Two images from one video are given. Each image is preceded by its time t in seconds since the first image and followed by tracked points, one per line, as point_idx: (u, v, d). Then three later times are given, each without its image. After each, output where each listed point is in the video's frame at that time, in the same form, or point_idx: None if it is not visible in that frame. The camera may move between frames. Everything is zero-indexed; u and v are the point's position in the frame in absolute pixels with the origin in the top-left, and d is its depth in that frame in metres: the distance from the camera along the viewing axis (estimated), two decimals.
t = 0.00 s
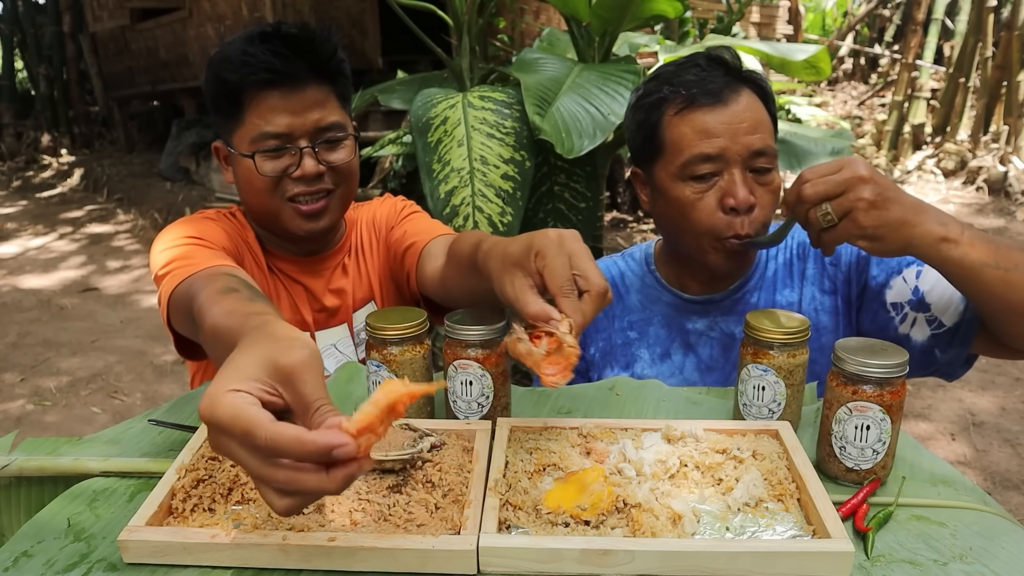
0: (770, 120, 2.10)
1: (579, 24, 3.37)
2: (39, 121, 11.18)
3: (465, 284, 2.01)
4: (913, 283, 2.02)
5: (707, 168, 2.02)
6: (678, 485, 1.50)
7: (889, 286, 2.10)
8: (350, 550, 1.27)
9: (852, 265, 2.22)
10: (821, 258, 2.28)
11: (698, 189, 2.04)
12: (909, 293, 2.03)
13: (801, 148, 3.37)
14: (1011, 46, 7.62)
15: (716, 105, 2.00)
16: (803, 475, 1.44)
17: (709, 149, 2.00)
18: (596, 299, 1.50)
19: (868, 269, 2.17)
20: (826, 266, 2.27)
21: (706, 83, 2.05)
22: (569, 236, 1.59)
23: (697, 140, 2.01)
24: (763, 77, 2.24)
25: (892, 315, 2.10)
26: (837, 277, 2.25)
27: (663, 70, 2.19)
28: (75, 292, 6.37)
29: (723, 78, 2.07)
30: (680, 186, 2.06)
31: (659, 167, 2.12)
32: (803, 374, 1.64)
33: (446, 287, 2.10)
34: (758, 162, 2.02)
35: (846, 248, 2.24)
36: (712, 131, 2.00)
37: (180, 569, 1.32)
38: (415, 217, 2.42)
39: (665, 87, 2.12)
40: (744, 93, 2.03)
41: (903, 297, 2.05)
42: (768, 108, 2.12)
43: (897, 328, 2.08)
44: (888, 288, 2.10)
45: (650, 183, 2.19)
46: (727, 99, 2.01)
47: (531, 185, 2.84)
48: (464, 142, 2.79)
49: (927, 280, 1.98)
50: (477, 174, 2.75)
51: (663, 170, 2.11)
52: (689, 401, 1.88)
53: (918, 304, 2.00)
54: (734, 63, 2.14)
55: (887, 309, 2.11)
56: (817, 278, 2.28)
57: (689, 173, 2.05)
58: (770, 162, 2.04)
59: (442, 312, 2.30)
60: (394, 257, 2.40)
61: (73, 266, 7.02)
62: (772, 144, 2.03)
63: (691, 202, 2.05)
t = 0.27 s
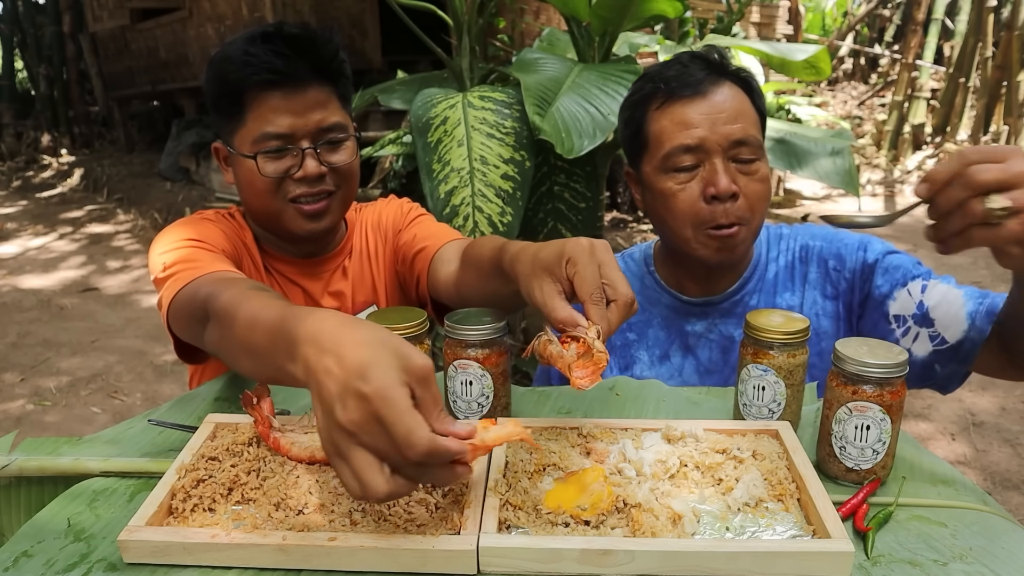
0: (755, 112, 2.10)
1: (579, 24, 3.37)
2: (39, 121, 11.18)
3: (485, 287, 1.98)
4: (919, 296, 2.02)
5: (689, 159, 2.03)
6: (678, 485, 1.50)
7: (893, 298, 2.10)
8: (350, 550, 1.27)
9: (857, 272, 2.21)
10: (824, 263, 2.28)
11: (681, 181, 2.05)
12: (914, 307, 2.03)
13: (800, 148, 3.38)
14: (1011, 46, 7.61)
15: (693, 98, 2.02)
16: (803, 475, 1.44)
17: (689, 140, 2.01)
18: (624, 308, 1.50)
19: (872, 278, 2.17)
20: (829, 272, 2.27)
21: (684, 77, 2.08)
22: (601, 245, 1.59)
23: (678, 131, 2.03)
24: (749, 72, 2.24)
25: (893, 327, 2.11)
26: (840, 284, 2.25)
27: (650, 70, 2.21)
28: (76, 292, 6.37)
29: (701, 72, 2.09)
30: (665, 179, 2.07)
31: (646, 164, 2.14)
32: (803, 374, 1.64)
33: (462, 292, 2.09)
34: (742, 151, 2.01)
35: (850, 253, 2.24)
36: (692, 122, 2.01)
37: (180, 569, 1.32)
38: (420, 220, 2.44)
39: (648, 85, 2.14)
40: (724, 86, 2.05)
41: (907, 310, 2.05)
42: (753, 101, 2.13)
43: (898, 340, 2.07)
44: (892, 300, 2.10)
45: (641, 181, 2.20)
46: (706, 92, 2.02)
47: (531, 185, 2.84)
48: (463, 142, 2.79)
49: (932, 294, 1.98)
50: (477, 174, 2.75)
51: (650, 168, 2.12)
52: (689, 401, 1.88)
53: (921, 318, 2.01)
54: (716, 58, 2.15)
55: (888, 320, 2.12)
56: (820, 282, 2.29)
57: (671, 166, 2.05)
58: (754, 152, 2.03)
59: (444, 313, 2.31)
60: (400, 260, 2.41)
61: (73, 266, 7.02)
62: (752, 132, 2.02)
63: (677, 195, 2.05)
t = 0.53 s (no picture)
0: (740, 105, 2.12)
1: (579, 24, 3.37)
2: (39, 121, 11.18)
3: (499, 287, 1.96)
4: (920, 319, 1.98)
5: (676, 152, 2.03)
6: (678, 485, 1.50)
7: (894, 316, 2.05)
8: (349, 550, 1.27)
9: (860, 284, 2.18)
10: (828, 270, 2.26)
11: (671, 175, 2.04)
12: (914, 329, 1.98)
13: (800, 148, 3.38)
14: (1012, 47, 7.61)
15: (673, 94, 2.04)
16: (803, 475, 1.44)
17: (675, 134, 2.02)
18: (611, 317, 1.50)
19: (875, 293, 2.13)
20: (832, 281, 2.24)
21: (665, 73, 2.10)
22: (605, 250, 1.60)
23: (661, 127, 2.04)
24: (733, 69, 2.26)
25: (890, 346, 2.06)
26: (844, 293, 2.22)
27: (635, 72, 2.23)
28: (76, 292, 6.37)
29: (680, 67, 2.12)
30: (655, 175, 2.07)
31: (635, 165, 2.14)
32: (803, 374, 1.64)
33: (471, 291, 2.06)
34: (728, 138, 2.02)
35: (856, 264, 2.20)
36: (674, 116, 2.02)
37: (180, 569, 1.32)
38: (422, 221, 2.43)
39: (631, 86, 2.16)
40: (705, 81, 2.07)
41: (906, 331, 2.00)
42: (736, 95, 2.14)
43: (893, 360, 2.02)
44: (893, 318, 2.05)
45: (633, 183, 2.21)
46: (686, 87, 2.04)
47: (531, 185, 2.84)
48: (464, 142, 2.79)
49: (935, 319, 1.94)
50: (477, 174, 2.75)
51: (639, 166, 2.12)
52: (689, 401, 1.88)
53: (920, 341, 1.96)
54: (694, 57, 2.17)
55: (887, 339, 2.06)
56: (823, 290, 2.27)
57: (660, 162, 2.06)
58: (739, 139, 2.03)
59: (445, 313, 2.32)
60: (405, 262, 2.41)
61: (72, 265, 7.02)
62: (734, 119, 2.02)
63: (667, 188, 2.05)
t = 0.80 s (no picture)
0: (732, 102, 2.12)
1: (579, 24, 3.37)
2: (39, 121, 11.18)
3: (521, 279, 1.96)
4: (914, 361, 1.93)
5: (672, 151, 2.03)
6: (678, 485, 1.51)
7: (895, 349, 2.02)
8: (349, 550, 1.27)
9: (866, 308, 2.14)
10: (836, 287, 2.22)
11: (668, 174, 2.04)
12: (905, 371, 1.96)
13: (800, 148, 3.38)
14: (1012, 47, 7.62)
15: (666, 94, 2.05)
16: (803, 475, 1.44)
17: (669, 134, 2.02)
18: (564, 303, 1.50)
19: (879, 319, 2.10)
20: (840, 299, 2.21)
21: (655, 75, 2.11)
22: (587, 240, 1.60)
23: (655, 129, 2.05)
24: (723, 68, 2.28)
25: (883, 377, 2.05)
26: (851, 311, 2.19)
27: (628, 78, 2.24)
28: (76, 292, 6.36)
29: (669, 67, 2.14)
30: (654, 177, 2.07)
31: (633, 170, 2.15)
32: (803, 374, 1.64)
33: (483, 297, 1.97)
34: (723, 133, 2.02)
35: (865, 287, 2.15)
36: (668, 117, 2.03)
37: (180, 569, 1.32)
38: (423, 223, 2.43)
39: (625, 91, 2.17)
40: (697, 81, 2.07)
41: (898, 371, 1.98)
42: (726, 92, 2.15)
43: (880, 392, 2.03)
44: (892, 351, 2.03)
45: (633, 188, 2.21)
46: (677, 87, 2.05)
47: (531, 184, 2.84)
48: (464, 142, 2.79)
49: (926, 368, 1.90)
50: (477, 174, 2.75)
51: (637, 169, 2.12)
52: (690, 401, 1.88)
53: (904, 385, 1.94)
54: (685, 60, 2.18)
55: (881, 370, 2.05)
56: (830, 305, 2.23)
57: (656, 163, 2.06)
58: (734, 134, 2.03)
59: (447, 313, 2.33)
60: (410, 262, 2.41)
61: (72, 265, 7.02)
62: (727, 116, 2.03)
63: (665, 188, 2.04)
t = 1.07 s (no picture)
0: (742, 103, 2.09)
1: (579, 24, 3.37)
2: (39, 121, 11.18)
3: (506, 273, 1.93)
4: (917, 391, 1.98)
5: (681, 157, 2.03)
6: (678, 485, 1.51)
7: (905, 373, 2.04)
8: (349, 550, 1.27)
9: (882, 327, 2.14)
10: (855, 300, 2.20)
11: (678, 180, 2.04)
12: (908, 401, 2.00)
13: (800, 148, 3.38)
14: (1012, 47, 7.62)
15: (673, 100, 2.05)
16: (803, 475, 1.44)
17: (677, 140, 2.02)
18: (441, 289, 1.50)
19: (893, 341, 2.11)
20: (857, 313, 2.20)
21: (662, 80, 2.11)
22: (493, 231, 1.54)
23: (663, 135, 2.05)
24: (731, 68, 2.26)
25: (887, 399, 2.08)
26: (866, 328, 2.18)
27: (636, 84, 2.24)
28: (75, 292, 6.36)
29: (677, 71, 2.13)
30: (665, 184, 2.07)
31: (646, 176, 2.15)
32: (803, 374, 1.64)
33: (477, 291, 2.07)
34: (731, 137, 2.01)
35: (883, 305, 2.14)
36: (675, 123, 2.03)
37: (180, 569, 1.32)
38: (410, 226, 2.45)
39: (634, 97, 2.17)
40: (702, 84, 2.06)
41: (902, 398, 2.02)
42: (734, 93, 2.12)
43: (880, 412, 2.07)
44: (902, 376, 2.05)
45: (647, 194, 2.21)
46: (683, 93, 2.05)
47: (531, 184, 2.84)
48: (463, 142, 2.78)
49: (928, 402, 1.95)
50: (477, 174, 2.74)
51: (649, 175, 2.13)
52: (689, 401, 1.88)
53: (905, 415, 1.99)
54: (691, 61, 2.16)
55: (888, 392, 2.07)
56: (846, 317, 2.22)
57: (667, 170, 2.06)
58: (744, 138, 2.02)
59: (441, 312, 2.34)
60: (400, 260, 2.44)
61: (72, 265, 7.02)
62: (736, 118, 2.01)
63: (675, 195, 2.05)
